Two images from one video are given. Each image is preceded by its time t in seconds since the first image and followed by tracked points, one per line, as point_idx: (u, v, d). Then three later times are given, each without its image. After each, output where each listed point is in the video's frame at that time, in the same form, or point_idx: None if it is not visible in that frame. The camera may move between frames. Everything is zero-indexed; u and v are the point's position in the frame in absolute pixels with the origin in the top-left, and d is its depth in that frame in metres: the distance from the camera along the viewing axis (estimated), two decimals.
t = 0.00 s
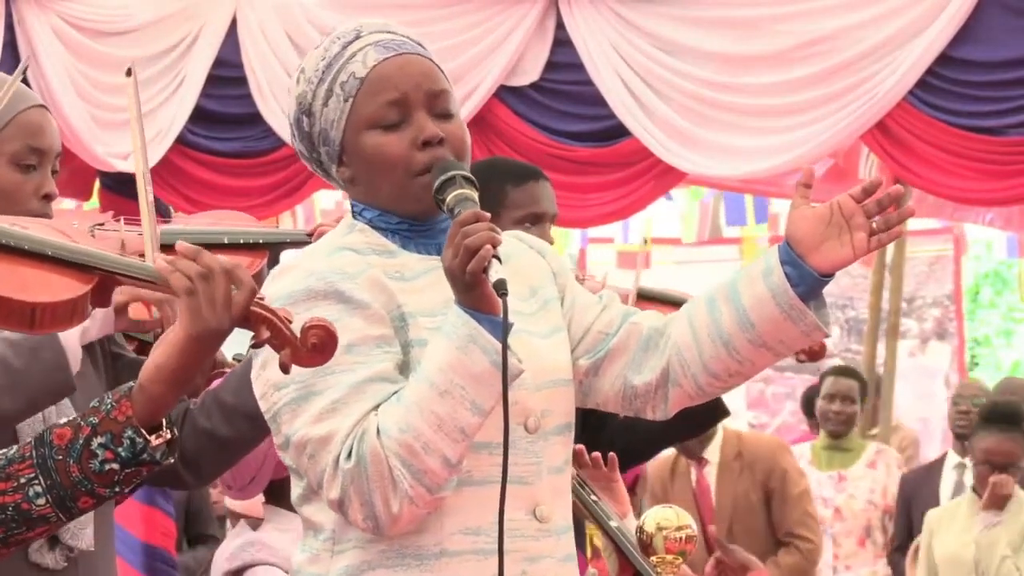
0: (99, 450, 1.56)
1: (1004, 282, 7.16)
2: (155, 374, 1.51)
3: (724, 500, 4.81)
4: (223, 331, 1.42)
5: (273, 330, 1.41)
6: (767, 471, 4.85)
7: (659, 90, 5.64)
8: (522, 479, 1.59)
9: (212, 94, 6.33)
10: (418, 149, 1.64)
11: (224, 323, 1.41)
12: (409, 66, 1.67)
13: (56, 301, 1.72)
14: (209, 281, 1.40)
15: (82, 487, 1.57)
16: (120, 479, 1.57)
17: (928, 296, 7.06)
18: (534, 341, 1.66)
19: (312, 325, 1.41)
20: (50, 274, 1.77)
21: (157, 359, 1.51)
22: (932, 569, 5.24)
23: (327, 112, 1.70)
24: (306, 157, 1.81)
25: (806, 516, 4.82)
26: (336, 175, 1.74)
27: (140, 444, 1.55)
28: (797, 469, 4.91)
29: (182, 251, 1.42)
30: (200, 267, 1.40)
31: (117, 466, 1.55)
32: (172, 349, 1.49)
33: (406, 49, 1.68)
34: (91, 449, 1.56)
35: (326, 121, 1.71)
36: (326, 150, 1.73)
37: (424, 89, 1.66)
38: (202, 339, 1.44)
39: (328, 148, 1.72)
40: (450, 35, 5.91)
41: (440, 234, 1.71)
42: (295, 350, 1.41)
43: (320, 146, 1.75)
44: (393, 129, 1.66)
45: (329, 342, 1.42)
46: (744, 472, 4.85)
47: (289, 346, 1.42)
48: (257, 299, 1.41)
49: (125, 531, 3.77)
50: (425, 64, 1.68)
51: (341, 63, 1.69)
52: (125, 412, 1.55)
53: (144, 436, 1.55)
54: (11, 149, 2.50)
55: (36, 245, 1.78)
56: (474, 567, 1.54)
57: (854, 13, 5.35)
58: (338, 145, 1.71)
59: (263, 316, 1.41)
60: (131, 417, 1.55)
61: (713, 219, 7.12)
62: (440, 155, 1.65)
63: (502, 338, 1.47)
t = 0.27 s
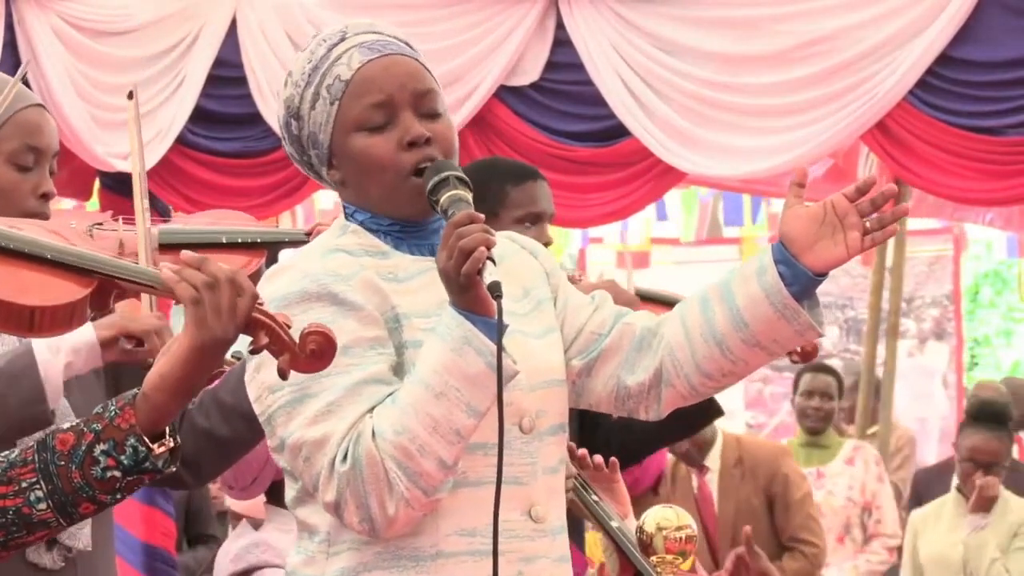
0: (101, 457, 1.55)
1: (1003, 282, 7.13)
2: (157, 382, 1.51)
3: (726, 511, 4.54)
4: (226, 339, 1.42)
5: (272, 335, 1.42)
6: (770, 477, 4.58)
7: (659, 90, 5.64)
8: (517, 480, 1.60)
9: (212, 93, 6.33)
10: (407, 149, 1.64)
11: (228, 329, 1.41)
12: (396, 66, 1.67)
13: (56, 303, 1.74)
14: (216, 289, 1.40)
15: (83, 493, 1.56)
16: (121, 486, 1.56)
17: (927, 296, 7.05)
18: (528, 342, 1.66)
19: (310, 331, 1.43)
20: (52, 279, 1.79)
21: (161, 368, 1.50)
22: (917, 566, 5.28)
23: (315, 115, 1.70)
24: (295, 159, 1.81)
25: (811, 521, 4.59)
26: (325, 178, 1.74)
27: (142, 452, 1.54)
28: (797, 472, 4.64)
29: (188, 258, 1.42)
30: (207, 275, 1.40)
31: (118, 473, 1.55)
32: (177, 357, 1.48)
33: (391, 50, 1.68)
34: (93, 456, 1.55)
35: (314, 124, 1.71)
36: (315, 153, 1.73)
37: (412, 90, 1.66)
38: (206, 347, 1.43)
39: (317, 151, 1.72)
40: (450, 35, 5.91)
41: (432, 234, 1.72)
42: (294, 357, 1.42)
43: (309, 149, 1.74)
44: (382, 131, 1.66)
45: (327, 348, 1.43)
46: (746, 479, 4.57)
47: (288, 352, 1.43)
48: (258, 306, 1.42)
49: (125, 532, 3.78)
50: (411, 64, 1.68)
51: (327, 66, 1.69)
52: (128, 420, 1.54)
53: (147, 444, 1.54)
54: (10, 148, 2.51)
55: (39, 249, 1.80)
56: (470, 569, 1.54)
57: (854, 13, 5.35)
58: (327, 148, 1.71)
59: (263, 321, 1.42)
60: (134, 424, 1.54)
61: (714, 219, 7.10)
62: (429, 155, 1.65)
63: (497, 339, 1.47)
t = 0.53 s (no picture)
0: (47, 445, 1.61)
1: (1004, 282, 7.07)
2: (89, 370, 1.56)
3: (729, 525, 4.41)
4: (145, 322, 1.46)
5: (278, 352, 1.46)
6: (773, 488, 4.48)
7: (658, 90, 5.64)
8: (516, 480, 1.60)
9: (212, 93, 6.33)
10: (405, 153, 1.64)
11: (145, 315, 1.45)
12: (394, 68, 1.67)
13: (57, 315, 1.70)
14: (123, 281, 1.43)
15: (36, 483, 1.63)
16: (72, 470, 1.63)
17: (926, 296, 7.11)
18: (525, 342, 1.65)
19: (315, 348, 1.46)
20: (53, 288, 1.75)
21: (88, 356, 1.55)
22: (905, 567, 5.27)
23: (312, 114, 1.70)
24: (290, 158, 1.81)
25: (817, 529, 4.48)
26: (320, 177, 1.74)
27: (84, 434, 1.60)
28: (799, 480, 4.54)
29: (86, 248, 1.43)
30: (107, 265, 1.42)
31: (65, 457, 1.61)
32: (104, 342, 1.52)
33: (389, 52, 1.68)
34: (39, 445, 1.62)
35: (310, 123, 1.71)
36: (311, 152, 1.73)
37: (409, 93, 1.66)
38: (128, 333, 1.47)
39: (312, 150, 1.72)
40: (451, 34, 5.92)
41: (427, 235, 1.72)
42: (299, 372, 1.45)
43: (304, 148, 1.75)
44: (379, 133, 1.66)
45: (331, 364, 1.46)
46: (749, 491, 4.49)
47: (293, 369, 1.45)
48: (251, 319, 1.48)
49: (124, 532, 3.84)
50: (408, 67, 1.68)
51: (324, 66, 1.69)
52: (66, 405, 1.60)
53: (88, 428, 1.60)
54: (9, 148, 2.47)
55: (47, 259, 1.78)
56: (469, 568, 1.54)
57: (854, 13, 5.35)
58: (323, 148, 1.71)
59: (267, 335, 1.47)
60: (72, 409, 1.60)
61: (714, 219, 7.08)
62: (425, 158, 1.64)
63: (498, 339, 1.47)
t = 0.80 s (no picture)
0: None
1: (1004, 282, 7.06)
2: (43, 376, 1.60)
3: (734, 531, 4.42)
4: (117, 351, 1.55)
5: (282, 350, 1.48)
6: (779, 494, 4.47)
7: (658, 89, 5.64)
8: (522, 479, 1.60)
9: (212, 93, 6.33)
10: (409, 157, 1.64)
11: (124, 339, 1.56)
12: (399, 72, 1.67)
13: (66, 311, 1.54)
14: (99, 306, 1.53)
15: None
16: (20, 467, 1.67)
17: (925, 296, 7.13)
18: (529, 343, 1.65)
19: (320, 346, 1.45)
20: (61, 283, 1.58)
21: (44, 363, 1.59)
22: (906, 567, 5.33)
23: (316, 114, 1.70)
24: (292, 156, 1.80)
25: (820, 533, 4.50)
26: (323, 177, 1.74)
27: (29, 428, 1.65)
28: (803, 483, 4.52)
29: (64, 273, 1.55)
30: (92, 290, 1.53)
31: (12, 453, 1.65)
32: (55, 360, 1.58)
33: (395, 54, 1.68)
34: None
35: (314, 123, 1.71)
36: (313, 151, 1.73)
37: (415, 97, 1.66)
38: (90, 359, 1.55)
39: (315, 149, 1.72)
40: (450, 34, 5.91)
41: (430, 236, 1.72)
42: (303, 371, 1.45)
43: (306, 147, 1.74)
44: (384, 136, 1.66)
45: (335, 363, 1.45)
46: (754, 497, 4.47)
47: (297, 366, 1.46)
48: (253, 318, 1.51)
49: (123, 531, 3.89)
50: (414, 70, 1.68)
51: (330, 67, 1.68)
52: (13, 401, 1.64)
53: (39, 424, 1.65)
54: (10, 148, 2.49)
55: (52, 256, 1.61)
56: (476, 568, 1.54)
57: (854, 13, 5.35)
58: (326, 148, 1.70)
59: (272, 334, 1.49)
60: (20, 406, 1.64)
61: (713, 219, 7.07)
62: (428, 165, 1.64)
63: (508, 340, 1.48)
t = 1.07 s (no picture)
0: None
1: (1004, 282, 7.08)
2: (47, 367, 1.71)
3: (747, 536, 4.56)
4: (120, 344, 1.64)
5: (288, 339, 1.51)
6: (792, 499, 4.62)
7: (658, 90, 5.65)
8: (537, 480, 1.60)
9: (212, 93, 6.33)
10: (427, 159, 1.64)
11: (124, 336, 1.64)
12: (416, 75, 1.67)
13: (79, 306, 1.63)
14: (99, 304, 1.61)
15: None
16: (24, 453, 1.77)
17: (926, 296, 7.10)
18: (544, 345, 1.65)
19: (325, 336, 1.48)
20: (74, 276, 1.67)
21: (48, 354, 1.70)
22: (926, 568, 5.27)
23: (331, 116, 1.70)
24: (305, 157, 1.80)
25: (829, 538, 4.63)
26: (336, 178, 1.74)
27: (34, 416, 1.76)
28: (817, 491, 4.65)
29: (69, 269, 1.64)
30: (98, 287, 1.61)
31: (15, 440, 1.76)
32: (61, 345, 1.67)
33: (412, 58, 1.68)
34: None
35: (328, 124, 1.71)
36: (327, 152, 1.73)
37: (432, 100, 1.66)
38: (94, 349, 1.64)
39: (329, 150, 1.72)
40: (451, 34, 5.91)
41: (443, 237, 1.72)
42: (308, 361, 1.48)
43: (320, 147, 1.74)
44: (400, 139, 1.66)
45: (341, 353, 1.48)
46: (767, 499, 4.61)
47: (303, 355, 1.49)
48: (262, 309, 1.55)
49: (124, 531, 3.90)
50: (429, 72, 1.68)
51: (346, 69, 1.68)
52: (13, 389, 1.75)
53: (43, 412, 1.76)
54: (8, 147, 2.50)
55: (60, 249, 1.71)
56: (491, 568, 1.54)
57: (855, 13, 5.34)
58: (341, 149, 1.70)
59: (279, 326, 1.52)
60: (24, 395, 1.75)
61: (713, 220, 7.09)
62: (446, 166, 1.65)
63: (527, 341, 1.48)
